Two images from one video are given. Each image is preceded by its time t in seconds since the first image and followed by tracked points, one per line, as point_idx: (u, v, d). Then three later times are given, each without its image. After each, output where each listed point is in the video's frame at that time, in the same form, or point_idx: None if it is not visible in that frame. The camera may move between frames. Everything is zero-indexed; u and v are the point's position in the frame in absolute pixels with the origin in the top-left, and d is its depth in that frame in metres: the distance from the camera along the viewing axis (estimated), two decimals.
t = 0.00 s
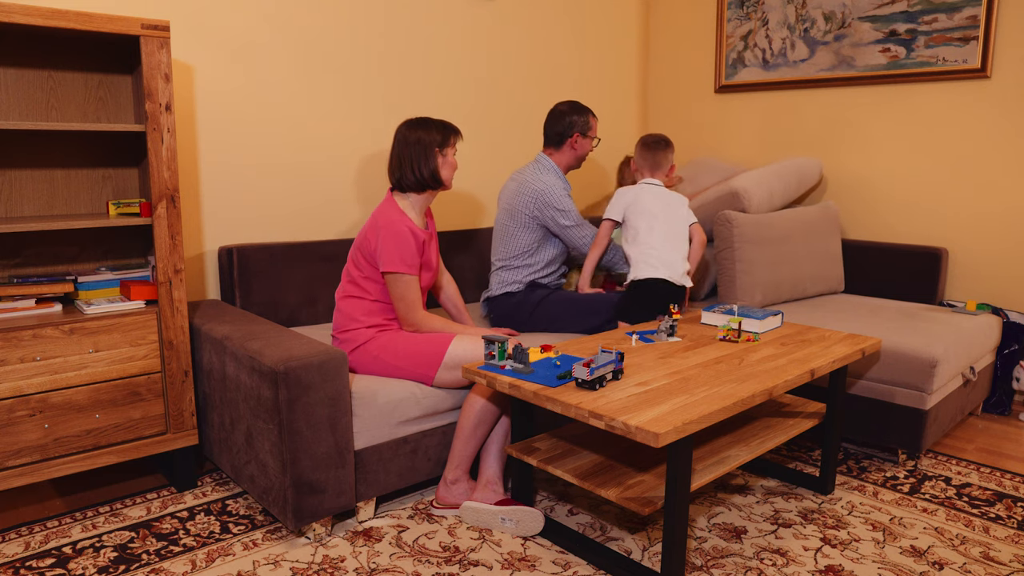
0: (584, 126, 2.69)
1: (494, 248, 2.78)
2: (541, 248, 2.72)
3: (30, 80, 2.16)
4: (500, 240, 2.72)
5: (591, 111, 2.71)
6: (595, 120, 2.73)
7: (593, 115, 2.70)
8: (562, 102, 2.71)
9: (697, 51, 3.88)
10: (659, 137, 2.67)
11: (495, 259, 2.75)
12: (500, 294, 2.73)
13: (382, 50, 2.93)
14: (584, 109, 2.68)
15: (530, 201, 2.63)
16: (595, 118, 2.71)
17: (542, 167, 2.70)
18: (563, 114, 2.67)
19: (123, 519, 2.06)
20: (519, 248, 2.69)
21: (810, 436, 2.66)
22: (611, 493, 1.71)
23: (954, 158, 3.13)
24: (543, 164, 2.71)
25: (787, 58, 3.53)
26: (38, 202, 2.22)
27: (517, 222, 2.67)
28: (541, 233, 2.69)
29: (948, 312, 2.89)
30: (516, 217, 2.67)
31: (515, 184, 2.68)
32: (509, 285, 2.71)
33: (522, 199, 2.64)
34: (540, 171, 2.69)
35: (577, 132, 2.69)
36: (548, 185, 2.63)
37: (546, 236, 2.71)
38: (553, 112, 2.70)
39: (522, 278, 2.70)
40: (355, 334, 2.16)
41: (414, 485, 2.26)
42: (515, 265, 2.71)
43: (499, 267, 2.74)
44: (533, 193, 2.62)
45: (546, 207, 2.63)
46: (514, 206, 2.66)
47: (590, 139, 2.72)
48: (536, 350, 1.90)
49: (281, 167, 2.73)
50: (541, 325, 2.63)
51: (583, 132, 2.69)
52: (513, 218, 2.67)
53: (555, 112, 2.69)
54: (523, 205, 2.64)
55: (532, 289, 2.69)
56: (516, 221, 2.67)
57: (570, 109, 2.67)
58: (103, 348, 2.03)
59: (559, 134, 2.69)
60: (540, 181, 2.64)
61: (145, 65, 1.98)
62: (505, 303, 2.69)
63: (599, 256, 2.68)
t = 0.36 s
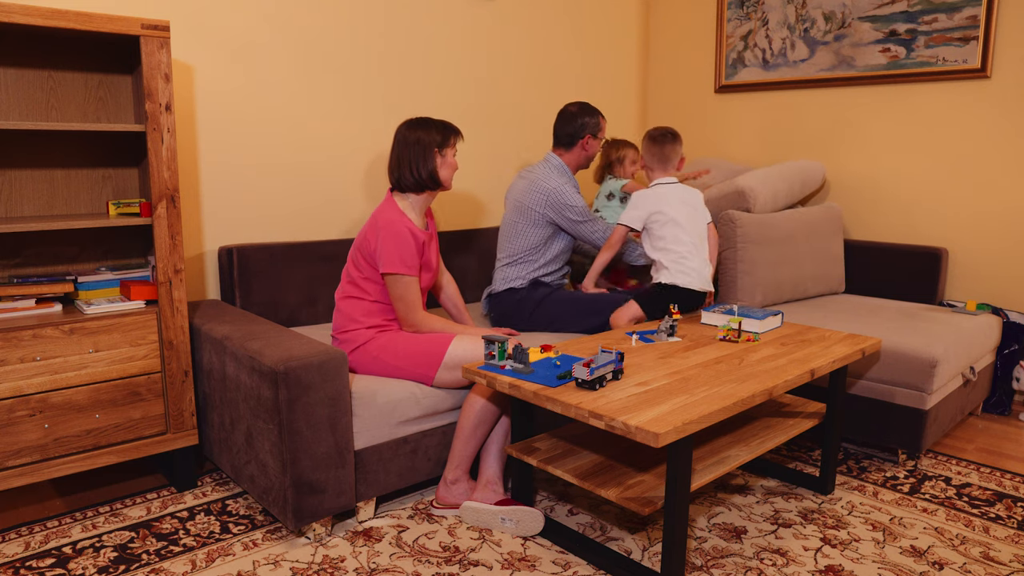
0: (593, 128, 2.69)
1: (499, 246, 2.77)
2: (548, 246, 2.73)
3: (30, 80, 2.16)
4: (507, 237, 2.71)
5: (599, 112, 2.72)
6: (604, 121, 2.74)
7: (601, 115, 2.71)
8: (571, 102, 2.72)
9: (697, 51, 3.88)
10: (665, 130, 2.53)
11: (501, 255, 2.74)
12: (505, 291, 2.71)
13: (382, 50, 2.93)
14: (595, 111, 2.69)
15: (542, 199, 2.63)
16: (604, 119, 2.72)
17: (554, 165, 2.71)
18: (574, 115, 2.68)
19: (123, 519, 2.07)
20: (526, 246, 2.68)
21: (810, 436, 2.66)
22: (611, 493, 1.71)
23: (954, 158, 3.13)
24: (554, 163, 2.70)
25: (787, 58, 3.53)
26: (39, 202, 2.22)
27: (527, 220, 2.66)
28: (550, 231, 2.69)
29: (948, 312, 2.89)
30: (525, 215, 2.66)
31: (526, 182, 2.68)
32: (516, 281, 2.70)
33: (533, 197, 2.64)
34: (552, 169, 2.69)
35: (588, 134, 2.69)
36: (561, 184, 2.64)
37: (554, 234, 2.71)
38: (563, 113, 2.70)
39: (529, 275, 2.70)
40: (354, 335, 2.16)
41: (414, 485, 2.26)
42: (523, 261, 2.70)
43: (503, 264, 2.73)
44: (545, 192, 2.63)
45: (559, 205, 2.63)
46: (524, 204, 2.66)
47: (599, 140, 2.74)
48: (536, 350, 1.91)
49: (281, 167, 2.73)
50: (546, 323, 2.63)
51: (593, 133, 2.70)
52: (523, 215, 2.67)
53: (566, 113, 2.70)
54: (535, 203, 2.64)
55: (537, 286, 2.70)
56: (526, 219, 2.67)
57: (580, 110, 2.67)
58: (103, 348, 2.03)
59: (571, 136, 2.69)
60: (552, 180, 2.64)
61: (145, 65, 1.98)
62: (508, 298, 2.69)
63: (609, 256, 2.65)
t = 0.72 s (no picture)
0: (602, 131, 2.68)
1: (506, 243, 2.78)
2: (554, 246, 2.72)
3: (30, 80, 2.16)
4: (514, 235, 2.72)
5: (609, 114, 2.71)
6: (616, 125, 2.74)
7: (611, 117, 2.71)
8: (585, 106, 2.72)
9: (697, 51, 3.88)
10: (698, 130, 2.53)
11: (507, 253, 2.74)
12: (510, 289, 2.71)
13: (382, 50, 2.93)
14: (605, 113, 2.70)
15: (551, 199, 2.63)
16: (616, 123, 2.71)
17: (563, 166, 2.71)
18: (586, 118, 2.68)
19: (123, 519, 2.06)
20: (533, 245, 2.68)
21: (810, 437, 2.66)
22: (611, 493, 1.71)
23: (954, 158, 3.13)
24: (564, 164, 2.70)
25: (787, 58, 3.53)
26: (39, 202, 2.22)
27: (535, 220, 2.67)
28: (556, 232, 2.69)
29: (948, 312, 2.89)
30: (533, 214, 2.66)
31: (534, 182, 2.68)
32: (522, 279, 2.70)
33: (541, 197, 2.64)
34: (561, 170, 2.69)
35: (599, 139, 2.69)
36: (569, 184, 2.64)
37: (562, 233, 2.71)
38: (575, 116, 2.71)
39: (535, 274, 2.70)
40: (354, 335, 2.16)
41: (414, 485, 2.26)
42: (529, 260, 2.70)
43: (508, 262, 2.73)
44: (554, 192, 2.63)
45: (568, 205, 2.63)
46: (532, 203, 2.66)
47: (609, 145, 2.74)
48: (536, 350, 1.91)
49: (281, 167, 2.73)
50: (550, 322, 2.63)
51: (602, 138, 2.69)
52: (530, 215, 2.67)
53: (578, 117, 2.70)
54: (543, 202, 2.64)
55: (541, 284, 2.70)
56: (533, 218, 2.67)
57: (593, 114, 2.68)
58: (103, 348, 2.03)
59: (583, 139, 2.69)
60: (560, 181, 2.64)
61: (145, 65, 1.98)
62: (511, 297, 2.69)
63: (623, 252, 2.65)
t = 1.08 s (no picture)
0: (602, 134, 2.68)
1: (504, 244, 2.79)
2: (551, 247, 2.72)
3: (30, 80, 2.16)
4: (510, 236, 2.73)
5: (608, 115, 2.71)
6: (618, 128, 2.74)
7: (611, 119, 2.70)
8: (585, 109, 2.72)
9: (698, 52, 3.88)
10: (712, 120, 2.47)
11: (504, 254, 2.76)
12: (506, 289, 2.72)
13: (382, 50, 2.93)
14: (605, 114, 2.69)
15: (544, 200, 2.63)
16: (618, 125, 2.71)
17: (559, 167, 2.70)
18: (585, 120, 2.68)
19: (123, 519, 2.06)
20: (528, 245, 2.69)
21: (810, 436, 2.66)
22: (611, 493, 1.71)
23: (954, 158, 3.13)
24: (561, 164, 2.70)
25: (787, 58, 3.53)
26: (39, 202, 2.22)
27: (529, 220, 2.67)
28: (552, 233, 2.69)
29: (948, 312, 2.89)
30: (527, 215, 2.67)
31: (529, 183, 2.69)
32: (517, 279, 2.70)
33: (535, 197, 2.65)
34: (557, 171, 2.69)
35: (598, 143, 2.69)
36: (563, 185, 2.64)
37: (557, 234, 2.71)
38: (576, 120, 2.70)
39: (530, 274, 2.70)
40: (354, 335, 2.16)
41: (414, 485, 2.26)
42: (525, 260, 2.71)
43: (506, 262, 2.74)
44: (548, 193, 2.63)
45: (561, 206, 2.63)
46: (527, 204, 2.67)
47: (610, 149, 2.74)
48: (536, 350, 1.91)
49: (281, 168, 2.73)
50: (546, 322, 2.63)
51: (602, 141, 2.69)
52: (525, 215, 2.68)
53: (578, 120, 2.70)
54: (537, 202, 2.64)
55: (539, 284, 2.70)
56: (528, 219, 2.67)
57: (593, 118, 2.67)
58: (103, 348, 2.03)
59: (580, 142, 2.69)
60: (554, 181, 2.64)
61: (145, 65, 1.98)
62: (510, 297, 2.69)
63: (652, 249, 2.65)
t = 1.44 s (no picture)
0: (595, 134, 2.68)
1: (500, 245, 2.79)
2: (546, 249, 2.72)
3: (30, 79, 2.16)
4: (505, 237, 2.74)
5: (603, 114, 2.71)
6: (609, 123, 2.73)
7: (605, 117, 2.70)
8: (574, 107, 2.71)
9: (698, 51, 3.88)
10: (707, 121, 2.49)
11: (500, 255, 2.76)
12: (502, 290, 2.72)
13: (382, 50, 2.93)
14: (599, 113, 2.69)
15: (535, 201, 2.64)
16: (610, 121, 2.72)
17: (552, 168, 2.71)
18: (579, 119, 2.66)
19: (123, 519, 2.06)
20: (522, 246, 2.69)
21: (810, 436, 2.66)
22: (611, 493, 1.71)
23: (954, 158, 3.13)
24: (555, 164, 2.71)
25: (787, 58, 3.53)
26: (39, 202, 2.22)
27: (523, 222, 2.68)
28: (545, 235, 2.69)
29: (948, 312, 2.89)
30: (521, 217, 2.67)
31: (522, 185, 2.69)
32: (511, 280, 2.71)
33: (527, 199, 2.65)
34: (550, 172, 2.69)
35: (591, 141, 2.69)
36: (554, 187, 2.63)
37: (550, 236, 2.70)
38: (566, 118, 2.70)
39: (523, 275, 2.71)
40: (354, 335, 2.16)
41: (414, 485, 2.26)
42: (518, 262, 2.71)
43: (503, 264, 2.74)
44: (540, 194, 2.63)
45: (552, 207, 2.62)
46: (519, 205, 2.67)
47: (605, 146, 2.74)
48: (536, 351, 1.91)
49: (281, 168, 2.73)
50: (541, 324, 2.62)
51: (597, 139, 2.69)
52: (518, 217, 2.68)
53: (568, 119, 2.69)
54: (528, 204, 2.65)
55: (536, 286, 2.70)
56: (522, 221, 2.68)
57: (583, 116, 2.66)
58: (103, 348, 2.03)
59: (573, 142, 2.69)
60: (546, 183, 2.64)
61: (145, 65, 1.98)
62: (507, 298, 2.69)
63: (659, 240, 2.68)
